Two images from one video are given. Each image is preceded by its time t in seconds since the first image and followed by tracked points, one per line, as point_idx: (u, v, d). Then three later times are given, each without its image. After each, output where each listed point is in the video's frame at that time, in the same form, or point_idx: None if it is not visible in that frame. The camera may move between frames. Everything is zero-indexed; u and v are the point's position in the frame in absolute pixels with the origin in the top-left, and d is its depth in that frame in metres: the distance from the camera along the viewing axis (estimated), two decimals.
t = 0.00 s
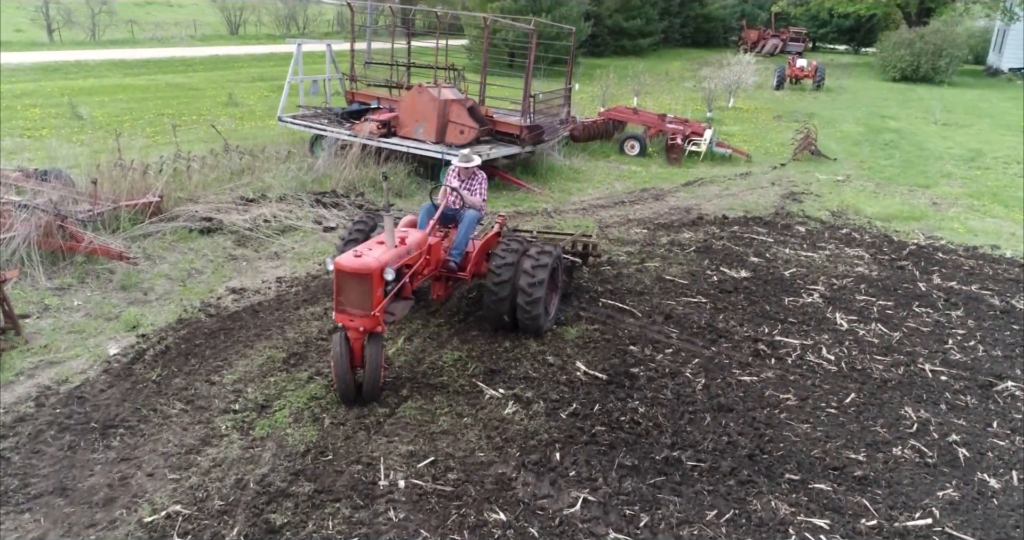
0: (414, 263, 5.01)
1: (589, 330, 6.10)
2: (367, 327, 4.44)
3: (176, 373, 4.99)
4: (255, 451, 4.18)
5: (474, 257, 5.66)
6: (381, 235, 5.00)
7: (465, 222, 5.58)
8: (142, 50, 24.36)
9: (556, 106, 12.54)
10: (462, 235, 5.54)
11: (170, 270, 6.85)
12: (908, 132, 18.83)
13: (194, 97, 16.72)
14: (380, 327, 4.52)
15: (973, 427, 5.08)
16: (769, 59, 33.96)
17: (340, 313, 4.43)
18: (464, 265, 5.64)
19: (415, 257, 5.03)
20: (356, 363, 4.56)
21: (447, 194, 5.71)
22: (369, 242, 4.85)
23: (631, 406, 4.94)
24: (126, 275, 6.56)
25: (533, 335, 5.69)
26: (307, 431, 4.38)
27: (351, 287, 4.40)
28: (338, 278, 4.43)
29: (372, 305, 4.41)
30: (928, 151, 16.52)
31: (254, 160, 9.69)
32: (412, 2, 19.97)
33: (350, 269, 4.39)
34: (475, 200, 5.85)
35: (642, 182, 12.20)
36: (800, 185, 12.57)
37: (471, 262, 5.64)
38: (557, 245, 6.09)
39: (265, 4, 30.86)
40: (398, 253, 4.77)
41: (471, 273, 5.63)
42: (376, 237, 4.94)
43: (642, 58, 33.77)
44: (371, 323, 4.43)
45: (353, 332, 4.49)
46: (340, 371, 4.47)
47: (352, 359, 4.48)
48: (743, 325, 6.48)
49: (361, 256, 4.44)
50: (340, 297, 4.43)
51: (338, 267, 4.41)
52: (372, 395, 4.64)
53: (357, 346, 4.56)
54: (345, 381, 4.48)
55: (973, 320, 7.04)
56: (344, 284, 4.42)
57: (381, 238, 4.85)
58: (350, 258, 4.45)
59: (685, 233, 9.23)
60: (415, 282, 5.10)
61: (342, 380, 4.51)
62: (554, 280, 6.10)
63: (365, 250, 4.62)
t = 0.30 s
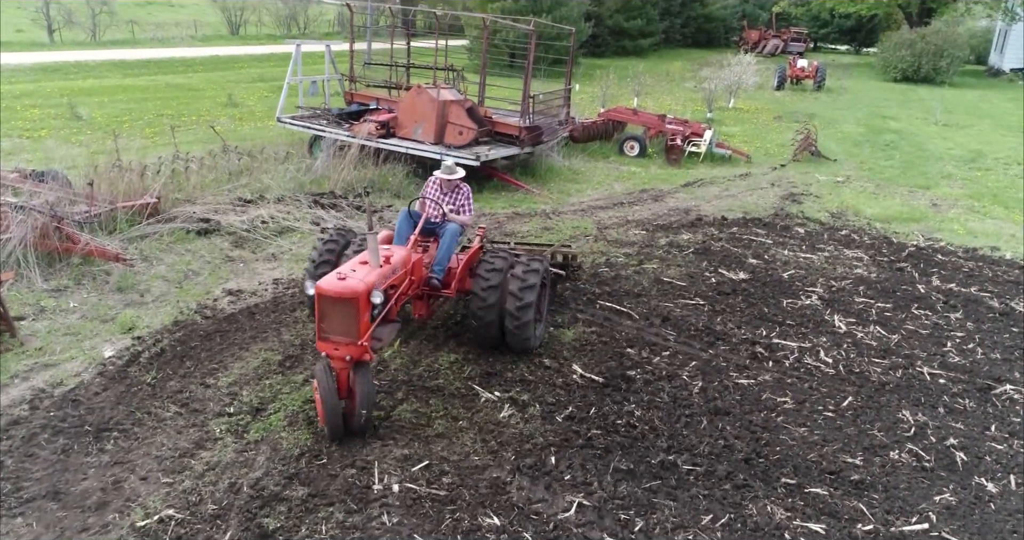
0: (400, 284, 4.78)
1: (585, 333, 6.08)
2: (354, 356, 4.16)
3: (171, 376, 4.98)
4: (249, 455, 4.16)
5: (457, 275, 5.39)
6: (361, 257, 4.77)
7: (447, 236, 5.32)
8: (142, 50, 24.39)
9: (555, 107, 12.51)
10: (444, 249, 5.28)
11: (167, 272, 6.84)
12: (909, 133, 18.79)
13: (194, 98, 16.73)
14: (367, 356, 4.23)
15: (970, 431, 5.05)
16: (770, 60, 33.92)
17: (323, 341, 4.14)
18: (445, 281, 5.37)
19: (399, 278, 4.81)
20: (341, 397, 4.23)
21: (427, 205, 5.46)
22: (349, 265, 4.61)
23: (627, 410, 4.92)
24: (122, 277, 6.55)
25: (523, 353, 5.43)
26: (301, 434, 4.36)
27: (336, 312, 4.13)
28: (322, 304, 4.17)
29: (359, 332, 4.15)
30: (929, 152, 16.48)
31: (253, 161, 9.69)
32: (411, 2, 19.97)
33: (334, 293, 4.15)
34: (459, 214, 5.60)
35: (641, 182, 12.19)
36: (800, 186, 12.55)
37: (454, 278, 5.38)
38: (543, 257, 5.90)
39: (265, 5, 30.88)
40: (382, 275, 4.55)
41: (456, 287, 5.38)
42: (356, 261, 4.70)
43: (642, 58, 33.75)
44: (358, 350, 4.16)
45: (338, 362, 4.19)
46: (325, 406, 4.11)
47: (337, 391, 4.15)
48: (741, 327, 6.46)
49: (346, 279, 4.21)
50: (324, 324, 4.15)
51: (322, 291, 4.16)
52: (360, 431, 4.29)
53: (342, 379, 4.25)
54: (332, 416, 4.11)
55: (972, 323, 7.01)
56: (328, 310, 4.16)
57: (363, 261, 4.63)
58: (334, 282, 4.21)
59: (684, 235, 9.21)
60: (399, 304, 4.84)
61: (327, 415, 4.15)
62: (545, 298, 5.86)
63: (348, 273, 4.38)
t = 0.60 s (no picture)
0: (384, 307, 4.45)
1: (580, 334, 6.08)
2: (342, 390, 3.82)
3: (165, 376, 4.99)
4: (242, 455, 4.16)
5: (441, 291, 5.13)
6: (343, 278, 4.41)
7: (429, 248, 5.03)
8: (142, 50, 24.43)
9: (554, 108, 12.53)
10: (427, 265, 4.97)
11: (163, 272, 6.85)
12: (909, 133, 18.77)
13: (193, 98, 16.75)
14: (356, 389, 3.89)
15: (964, 432, 5.05)
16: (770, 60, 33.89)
17: (306, 376, 3.79)
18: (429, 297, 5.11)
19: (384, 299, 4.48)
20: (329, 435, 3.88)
21: (406, 219, 5.16)
22: (331, 288, 4.25)
23: (621, 411, 4.92)
24: (118, 278, 6.55)
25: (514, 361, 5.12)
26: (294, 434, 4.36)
27: (320, 344, 3.78)
28: (304, 335, 3.81)
29: (347, 364, 3.81)
30: (928, 152, 16.47)
31: (250, 162, 9.70)
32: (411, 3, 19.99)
33: (318, 324, 3.79)
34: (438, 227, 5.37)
35: (639, 183, 12.18)
36: (798, 186, 12.55)
37: (438, 294, 5.11)
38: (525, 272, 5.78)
39: (266, 5, 30.93)
40: (368, 298, 4.20)
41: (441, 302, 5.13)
42: (337, 283, 4.34)
43: (642, 58, 33.75)
44: (347, 384, 3.82)
45: (325, 397, 3.85)
46: (314, 446, 3.76)
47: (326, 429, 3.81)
48: (736, 328, 6.46)
49: (330, 307, 3.86)
50: (307, 357, 3.79)
51: (304, 322, 3.80)
52: (352, 468, 3.96)
53: (329, 414, 3.91)
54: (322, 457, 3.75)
55: (968, 324, 7.01)
56: (312, 341, 3.80)
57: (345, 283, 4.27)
58: (317, 311, 3.85)
59: (681, 235, 9.22)
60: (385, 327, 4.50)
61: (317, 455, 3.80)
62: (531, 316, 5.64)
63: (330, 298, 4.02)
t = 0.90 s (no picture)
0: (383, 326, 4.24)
1: (576, 332, 6.11)
2: (356, 418, 3.59)
3: (162, 374, 5.02)
4: (238, 453, 4.19)
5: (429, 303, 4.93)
6: (342, 295, 4.16)
7: (412, 261, 4.79)
8: (143, 50, 24.47)
9: (553, 108, 12.56)
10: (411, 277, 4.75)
11: (162, 271, 6.88)
12: (909, 133, 18.78)
13: (193, 98, 16.79)
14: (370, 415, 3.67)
15: (958, 431, 5.07)
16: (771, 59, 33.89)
17: (317, 404, 3.54)
18: (418, 310, 4.92)
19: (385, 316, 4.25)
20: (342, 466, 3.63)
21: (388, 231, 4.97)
22: (332, 306, 3.99)
23: (615, 409, 4.95)
24: (116, 277, 6.58)
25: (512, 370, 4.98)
26: (290, 432, 4.38)
27: (332, 370, 3.54)
28: (313, 359, 3.56)
29: (361, 389, 3.58)
30: (927, 152, 16.48)
31: (250, 162, 9.73)
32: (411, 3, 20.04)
33: (329, 347, 3.54)
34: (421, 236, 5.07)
35: (638, 183, 12.21)
36: (797, 186, 12.58)
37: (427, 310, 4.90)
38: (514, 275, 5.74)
39: (267, 5, 30.98)
40: (374, 316, 3.98)
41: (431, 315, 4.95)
42: (337, 301, 4.09)
43: (643, 58, 33.77)
44: (361, 410, 3.59)
45: (337, 427, 3.60)
46: (328, 479, 3.49)
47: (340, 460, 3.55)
48: (732, 327, 6.49)
49: (339, 328, 3.62)
50: (317, 384, 3.54)
51: (314, 346, 3.54)
52: (365, 501, 3.71)
53: (339, 444, 3.65)
54: (337, 491, 3.48)
55: (963, 323, 7.03)
56: (321, 365, 3.56)
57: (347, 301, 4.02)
58: (326, 333, 3.60)
59: (678, 235, 9.24)
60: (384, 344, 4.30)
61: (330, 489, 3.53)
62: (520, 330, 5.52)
63: (337, 318, 3.78)
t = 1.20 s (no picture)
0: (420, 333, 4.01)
1: (574, 330, 6.15)
2: (415, 444, 3.42)
3: (163, 371, 5.07)
4: (238, 448, 4.24)
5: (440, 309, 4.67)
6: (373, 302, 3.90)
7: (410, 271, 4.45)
8: (144, 50, 24.55)
9: (552, 107, 12.60)
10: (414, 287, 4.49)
11: (163, 269, 6.93)
12: (909, 133, 18.81)
13: (195, 98, 16.86)
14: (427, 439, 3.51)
15: (951, 428, 5.12)
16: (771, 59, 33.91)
17: (374, 434, 3.35)
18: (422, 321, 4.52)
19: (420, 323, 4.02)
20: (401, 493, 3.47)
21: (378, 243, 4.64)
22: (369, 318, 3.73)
23: (612, 406, 4.99)
24: (118, 275, 6.63)
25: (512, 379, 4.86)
26: (289, 429, 4.43)
27: (389, 398, 3.35)
28: (372, 385, 3.35)
29: (419, 416, 3.40)
30: (927, 152, 16.52)
31: (250, 161, 9.78)
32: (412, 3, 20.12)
33: (385, 374, 3.33)
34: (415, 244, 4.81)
35: (637, 182, 12.25)
36: (796, 186, 12.62)
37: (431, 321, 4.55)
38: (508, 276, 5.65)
39: (268, 4, 31.07)
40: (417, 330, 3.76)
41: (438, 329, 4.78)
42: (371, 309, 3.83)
43: (643, 58, 33.81)
44: (419, 436, 3.42)
45: (394, 455, 3.43)
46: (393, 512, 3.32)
47: (402, 488, 3.40)
48: (729, 326, 6.53)
49: (397, 348, 3.40)
50: (373, 414, 3.35)
51: (369, 374, 3.32)
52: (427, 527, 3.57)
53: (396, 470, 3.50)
54: (405, 523, 3.31)
55: (959, 322, 7.06)
56: (381, 391, 3.36)
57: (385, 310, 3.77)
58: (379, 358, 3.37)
59: (677, 234, 9.28)
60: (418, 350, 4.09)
61: (394, 521, 3.36)
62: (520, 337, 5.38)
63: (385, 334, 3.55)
